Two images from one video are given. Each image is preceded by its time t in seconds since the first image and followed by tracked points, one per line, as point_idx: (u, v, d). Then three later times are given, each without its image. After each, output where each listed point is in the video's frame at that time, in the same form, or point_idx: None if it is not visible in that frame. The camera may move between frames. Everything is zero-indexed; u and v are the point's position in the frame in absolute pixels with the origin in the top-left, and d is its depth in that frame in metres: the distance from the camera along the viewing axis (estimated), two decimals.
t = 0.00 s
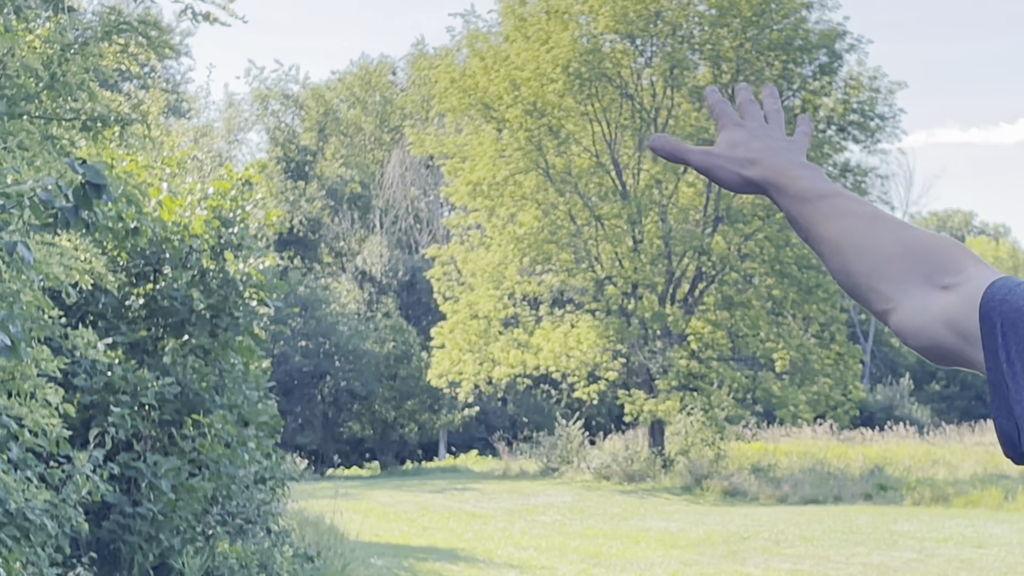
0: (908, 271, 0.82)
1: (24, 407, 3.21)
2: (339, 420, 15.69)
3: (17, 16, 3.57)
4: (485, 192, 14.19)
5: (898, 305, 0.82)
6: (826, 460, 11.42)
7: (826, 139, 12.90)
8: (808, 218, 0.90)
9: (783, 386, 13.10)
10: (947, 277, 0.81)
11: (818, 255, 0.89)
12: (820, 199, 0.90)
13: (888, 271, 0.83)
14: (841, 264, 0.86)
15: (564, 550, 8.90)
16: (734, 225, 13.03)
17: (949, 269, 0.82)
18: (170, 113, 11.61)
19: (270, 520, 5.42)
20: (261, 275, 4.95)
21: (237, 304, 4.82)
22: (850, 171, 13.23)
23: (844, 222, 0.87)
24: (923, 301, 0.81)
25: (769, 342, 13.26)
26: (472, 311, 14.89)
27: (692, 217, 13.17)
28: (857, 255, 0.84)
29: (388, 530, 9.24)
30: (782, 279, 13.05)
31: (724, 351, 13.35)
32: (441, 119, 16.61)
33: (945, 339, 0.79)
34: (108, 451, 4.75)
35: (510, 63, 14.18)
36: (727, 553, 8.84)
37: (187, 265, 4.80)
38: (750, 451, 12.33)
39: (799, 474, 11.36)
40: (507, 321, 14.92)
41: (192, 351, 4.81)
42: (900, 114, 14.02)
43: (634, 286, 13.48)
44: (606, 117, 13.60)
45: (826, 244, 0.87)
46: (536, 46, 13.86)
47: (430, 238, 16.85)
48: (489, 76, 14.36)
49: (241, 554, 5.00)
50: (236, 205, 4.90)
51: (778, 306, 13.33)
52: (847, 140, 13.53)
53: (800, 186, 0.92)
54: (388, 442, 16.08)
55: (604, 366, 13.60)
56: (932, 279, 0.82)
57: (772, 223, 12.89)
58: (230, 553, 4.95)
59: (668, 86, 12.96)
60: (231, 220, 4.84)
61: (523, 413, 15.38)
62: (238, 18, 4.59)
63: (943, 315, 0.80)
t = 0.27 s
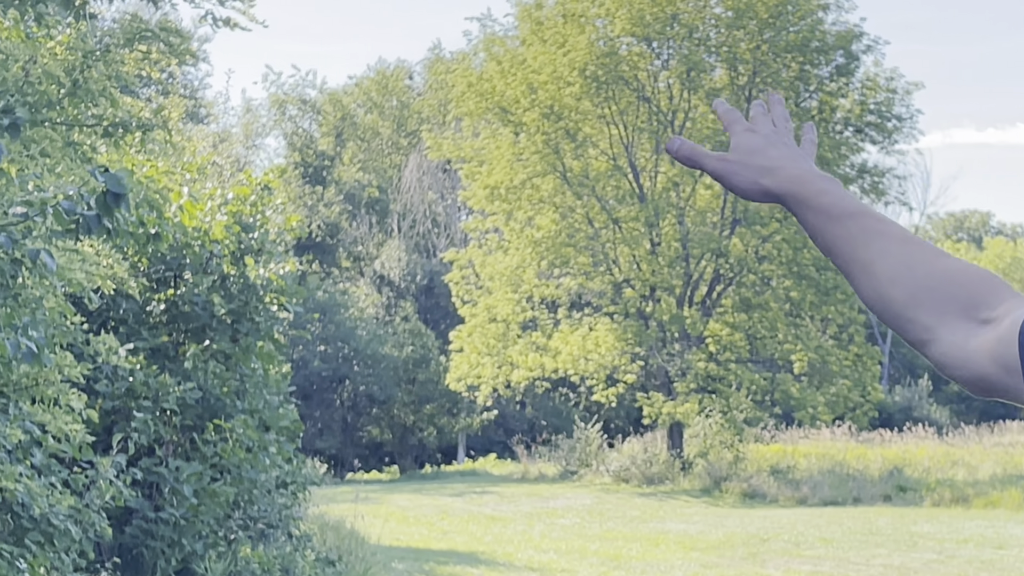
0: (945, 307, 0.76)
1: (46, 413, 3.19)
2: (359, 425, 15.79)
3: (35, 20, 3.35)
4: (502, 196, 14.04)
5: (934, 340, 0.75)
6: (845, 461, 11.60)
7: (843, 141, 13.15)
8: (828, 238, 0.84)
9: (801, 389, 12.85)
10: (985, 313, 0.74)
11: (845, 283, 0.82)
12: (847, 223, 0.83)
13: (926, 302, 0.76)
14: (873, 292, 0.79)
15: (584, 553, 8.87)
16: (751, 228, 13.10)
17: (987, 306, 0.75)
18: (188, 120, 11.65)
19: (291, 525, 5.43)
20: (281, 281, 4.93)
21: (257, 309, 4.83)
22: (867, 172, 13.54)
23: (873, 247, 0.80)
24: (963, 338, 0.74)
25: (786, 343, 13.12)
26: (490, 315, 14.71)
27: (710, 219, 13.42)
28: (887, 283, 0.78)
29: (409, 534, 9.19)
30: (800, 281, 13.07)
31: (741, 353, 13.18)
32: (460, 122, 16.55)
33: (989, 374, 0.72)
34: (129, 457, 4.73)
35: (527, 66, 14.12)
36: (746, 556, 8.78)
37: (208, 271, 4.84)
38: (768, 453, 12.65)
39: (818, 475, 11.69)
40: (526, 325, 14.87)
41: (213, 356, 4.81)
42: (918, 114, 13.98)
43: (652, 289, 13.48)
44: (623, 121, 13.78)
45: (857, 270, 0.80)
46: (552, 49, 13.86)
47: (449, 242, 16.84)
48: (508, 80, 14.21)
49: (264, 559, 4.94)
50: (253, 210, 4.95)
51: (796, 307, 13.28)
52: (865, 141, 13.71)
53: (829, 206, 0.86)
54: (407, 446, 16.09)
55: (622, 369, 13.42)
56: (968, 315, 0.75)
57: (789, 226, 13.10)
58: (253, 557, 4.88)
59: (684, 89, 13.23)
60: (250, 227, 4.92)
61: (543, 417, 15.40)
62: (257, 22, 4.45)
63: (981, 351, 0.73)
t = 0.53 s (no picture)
0: (976, 312, 0.88)
1: (58, 416, 3.20)
2: (372, 427, 15.72)
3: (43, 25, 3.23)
4: (515, 197, 14.16)
5: (965, 345, 0.88)
6: (858, 461, 11.57)
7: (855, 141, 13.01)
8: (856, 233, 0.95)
9: (814, 389, 12.90)
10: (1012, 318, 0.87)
11: (878, 279, 0.93)
12: (877, 217, 0.94)
13: (952, 310, 0.88)
14: (907, 295, 0.90)
15: (597, 554, 8.86)
16: (763, 228, 13.09)
17: (1013, 313, 0.87)
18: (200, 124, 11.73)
19: (305, 526, 5.36)
20: (293, 284, 4.93)
21: (269, 312, 4.81)
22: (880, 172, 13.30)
23: (898, 248, 0.92)
24: (993, 343, 0.86)
25: (800, 344, 13.13)
26: (503, 317, 14.74)
27: (721, 220, 13.29)
28: (921, 291, 0.90)
29: (422, 536, 9.19)
30: (811, 281, 13.12)
31: (754, 354, 13.20)
32: (471, 124, 16.64)
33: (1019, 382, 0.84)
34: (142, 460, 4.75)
35: (538, 68, 14.19)
36: (759, 557, 8.76)
37: (219, 273, 4.82)
38: (782, 454, 12.31)
39: (832, 475, 11.60)
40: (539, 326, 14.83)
41: (225, 359, 4.81)
42: (930, 114, 13.94)
43: (665, 290, 13.39)
44: (635, 122, 13.70)
45: (889, 275, 0.92)
46: (563, 51, 13.87)
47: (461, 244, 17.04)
48: (520, 82, 14.25)
49: (277, 561, 4.94)
50: (264, 213, 4.94)
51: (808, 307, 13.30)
52: (876, 141, 13.63)
53: (860, 203, 0.96)
54: (420, 448, 15.99)
55: (635, 370, 13.42)
56: (996, 320, 0.87)
57: (803, 226, 13.02)
58: (266, 560, 4.89)
59: (697, 90, 12.95)
60: (261, 230, 4.90)
61: (554, 417, 15.42)
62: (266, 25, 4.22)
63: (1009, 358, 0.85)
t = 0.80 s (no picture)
0: (1011, 265, 0.82)
1: (66, 420, 3.07)
2: (389, 429, 15.71)
3: (51, 26, 2.99)
4: (530, 200, 14.09)
5: (990, 294, 0.82)
6: (873, 463, 11.83)
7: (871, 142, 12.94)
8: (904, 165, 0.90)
9: (830, 391, 12.87)
10: None
11: (921, 215, 0.87)
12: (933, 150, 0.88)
13: (976, 254, 0.82)
14: (945, 234, 0.85)
15: (611, 557, 8.82)
16: (779, 230, 13.08)
17: None
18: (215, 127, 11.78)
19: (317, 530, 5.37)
20: (304, 287, 4.94)
21: (281, 315, 4.82)
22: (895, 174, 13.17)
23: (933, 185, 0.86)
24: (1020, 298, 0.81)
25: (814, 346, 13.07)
26: (518, 319, 14.75)
27: (738, 223, 13.20)
28: (946, 234, 0.84)
29: (437, 538, 9.18)
30: (828, 282, 13.17)
31: (770, 356, 13.09)
32: (487, 127, 16.72)
33: None
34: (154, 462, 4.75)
35: (554, 71, 14.07)
36: (773, 559, 8.71)
37: (231, 277, 4.83)
38: (797, 457, 12.88)
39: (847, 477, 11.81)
40: (554, 329, 14.81)
41: (237, 362, 4.80)
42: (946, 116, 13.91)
43: (680, 292, 13.33)
44: (650, 124, 13.78)
45: (925, 214, 0.86)
46: (579, 53, 13.83)
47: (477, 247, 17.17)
48: (535, 85, 14.21)
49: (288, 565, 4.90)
50: (277, 216, 4.97)
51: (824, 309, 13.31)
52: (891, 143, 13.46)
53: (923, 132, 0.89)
54: (437, 451, 16.04)
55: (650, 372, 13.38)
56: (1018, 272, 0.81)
57: (819, 227, 13.11)
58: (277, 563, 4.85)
59: (712, 91, 13.28)
60: (273, 233, 4.93)
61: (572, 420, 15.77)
62: (276, 28, 3.57)
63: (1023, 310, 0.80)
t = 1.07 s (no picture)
0: (959, 276, 0.74)
1: (81, 421, 3.01)
2: (411, 431, 15.70)
3: (67, 29, 2.97)
4: (552, 203, 14.20)
5: (932, 307, 0.74)
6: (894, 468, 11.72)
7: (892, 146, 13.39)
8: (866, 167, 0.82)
9: (851, 393, 12.83)
10: (994, 298, 0.73)
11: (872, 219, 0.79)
12: (893, 148, 0.80)
13: (935, 268, 0.74)
14: (893, 240, 0.77)
15: (631, 559, 8.79)
16: (800, 232, 13.04)
17: (998, 296, 0.73)
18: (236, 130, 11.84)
19: (335, 530, 5.47)
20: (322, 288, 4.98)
21: (299, 318, 4.85)
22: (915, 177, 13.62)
23: (898, 189, 0.78)
24: (966, 315, 0.73)
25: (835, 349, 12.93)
26: (540, 321, 14.76)
27: (759, 224, 13.20)
28: (901, 243, 0.76)
29: (457, 540, 9.18)
30: (848, 285, 12.91)
31: (792, 360, 13.08)
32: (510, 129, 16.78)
33: (976, 359, 0.71)
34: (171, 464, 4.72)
35: (576, 74, 14.04)
36: (792, 562, 8.64)
37: (249, 279, 4.85)
38: (818, 459, 12.56)
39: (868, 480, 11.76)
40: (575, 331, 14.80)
41: (254, 364, 4.82)
42: (968, 118, 13.87)
43: (701, 295, 13.40)
44: (671, 127, 13.72)
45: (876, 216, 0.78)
46: (599, 57, 13.75)
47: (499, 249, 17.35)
48: (557, 87, 14.27)
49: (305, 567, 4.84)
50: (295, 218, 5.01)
51: (844, 312, 13.11)
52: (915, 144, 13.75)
53: (883, 128, 0.81)
54: (458, 453, 16.08)
55: (672, 375, 13.48)
56: (976, 296, 0.73)
57: (838, 230, 12.82)
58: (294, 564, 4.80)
59: (734, 95, 13.01)
60: (291, 235, 4.96)
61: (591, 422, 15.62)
62: (292, 30, 3.56)
63: (980, 334, 0.72)
